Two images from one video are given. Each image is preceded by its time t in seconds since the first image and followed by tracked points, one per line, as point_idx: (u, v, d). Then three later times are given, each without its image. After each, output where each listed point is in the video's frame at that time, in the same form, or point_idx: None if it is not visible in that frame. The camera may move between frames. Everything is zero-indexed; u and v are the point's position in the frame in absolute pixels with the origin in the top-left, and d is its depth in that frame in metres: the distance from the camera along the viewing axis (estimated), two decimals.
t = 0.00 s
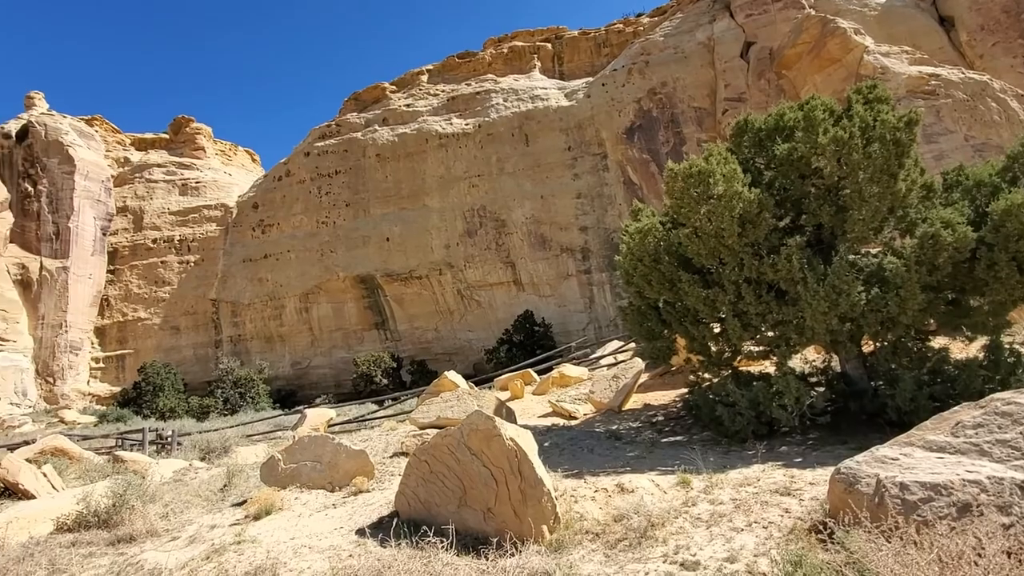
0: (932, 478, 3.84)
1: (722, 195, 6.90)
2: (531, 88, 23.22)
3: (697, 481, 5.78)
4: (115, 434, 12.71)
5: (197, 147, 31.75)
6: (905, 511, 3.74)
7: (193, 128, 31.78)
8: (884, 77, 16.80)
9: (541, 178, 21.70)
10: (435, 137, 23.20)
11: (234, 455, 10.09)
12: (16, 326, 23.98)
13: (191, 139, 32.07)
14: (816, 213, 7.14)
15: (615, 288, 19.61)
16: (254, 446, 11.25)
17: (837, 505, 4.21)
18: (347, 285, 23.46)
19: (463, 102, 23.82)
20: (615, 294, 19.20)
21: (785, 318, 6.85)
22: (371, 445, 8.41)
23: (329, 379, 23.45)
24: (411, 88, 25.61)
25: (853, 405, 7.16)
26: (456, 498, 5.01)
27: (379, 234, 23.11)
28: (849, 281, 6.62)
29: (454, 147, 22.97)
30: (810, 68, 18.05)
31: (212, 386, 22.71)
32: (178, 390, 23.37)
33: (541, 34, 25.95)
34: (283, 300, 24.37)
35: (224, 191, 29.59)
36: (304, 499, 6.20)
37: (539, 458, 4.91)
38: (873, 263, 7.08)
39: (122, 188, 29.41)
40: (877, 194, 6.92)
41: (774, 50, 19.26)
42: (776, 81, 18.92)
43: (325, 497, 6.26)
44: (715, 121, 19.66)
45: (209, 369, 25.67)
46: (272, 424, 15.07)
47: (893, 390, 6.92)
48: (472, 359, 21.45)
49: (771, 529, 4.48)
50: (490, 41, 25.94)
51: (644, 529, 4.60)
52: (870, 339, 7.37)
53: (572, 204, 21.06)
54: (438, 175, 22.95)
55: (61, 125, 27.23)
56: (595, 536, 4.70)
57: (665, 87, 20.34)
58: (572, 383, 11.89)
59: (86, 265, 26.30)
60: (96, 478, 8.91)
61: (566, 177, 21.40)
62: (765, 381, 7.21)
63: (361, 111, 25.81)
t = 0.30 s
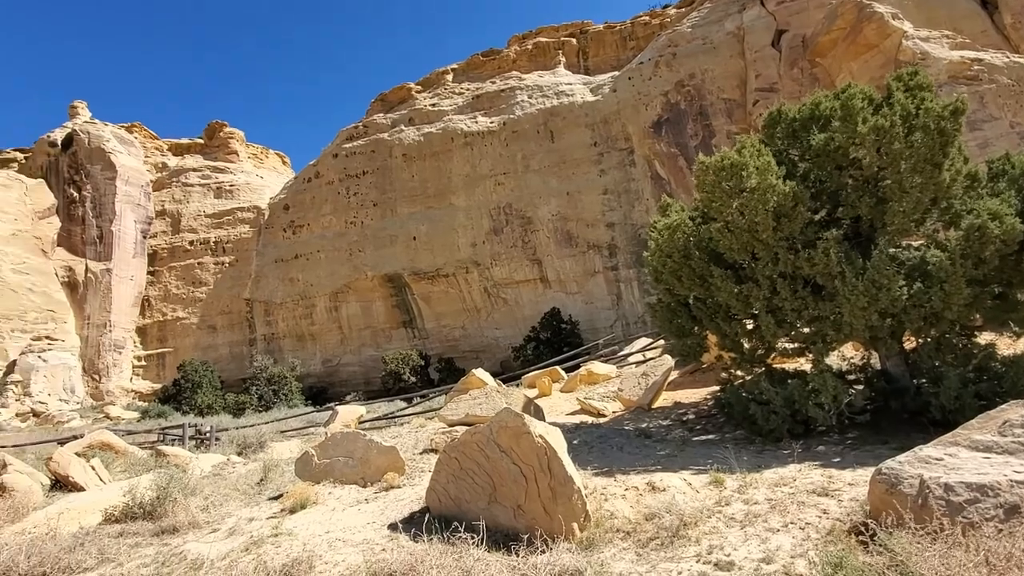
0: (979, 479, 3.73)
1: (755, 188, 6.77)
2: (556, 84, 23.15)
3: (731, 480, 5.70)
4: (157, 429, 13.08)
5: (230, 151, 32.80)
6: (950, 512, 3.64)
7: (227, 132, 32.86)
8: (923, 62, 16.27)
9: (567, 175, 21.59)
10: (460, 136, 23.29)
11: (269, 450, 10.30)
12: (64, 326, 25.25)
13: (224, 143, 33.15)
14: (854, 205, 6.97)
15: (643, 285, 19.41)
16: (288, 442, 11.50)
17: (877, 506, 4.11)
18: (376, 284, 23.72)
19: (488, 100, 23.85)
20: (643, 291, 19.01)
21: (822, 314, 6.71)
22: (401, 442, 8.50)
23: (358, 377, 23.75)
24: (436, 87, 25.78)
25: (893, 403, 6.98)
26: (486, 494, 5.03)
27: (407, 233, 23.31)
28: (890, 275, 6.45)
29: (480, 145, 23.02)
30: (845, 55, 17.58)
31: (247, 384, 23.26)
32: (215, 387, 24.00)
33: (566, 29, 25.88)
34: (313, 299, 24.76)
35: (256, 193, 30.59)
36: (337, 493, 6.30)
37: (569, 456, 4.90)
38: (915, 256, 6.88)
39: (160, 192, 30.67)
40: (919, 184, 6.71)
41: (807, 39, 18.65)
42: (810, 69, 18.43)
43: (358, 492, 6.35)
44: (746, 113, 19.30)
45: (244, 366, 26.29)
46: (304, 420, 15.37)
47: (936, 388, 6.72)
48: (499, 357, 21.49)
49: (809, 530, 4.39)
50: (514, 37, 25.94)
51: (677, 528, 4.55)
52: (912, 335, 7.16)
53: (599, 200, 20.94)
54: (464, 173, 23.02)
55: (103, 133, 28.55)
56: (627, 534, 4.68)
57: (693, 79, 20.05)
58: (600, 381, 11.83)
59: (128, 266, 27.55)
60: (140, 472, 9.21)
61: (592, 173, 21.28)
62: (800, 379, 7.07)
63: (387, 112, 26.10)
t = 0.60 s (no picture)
0: None
1: (794, 184, 6.62)
2: (586, 81, 23.01)
3: (769, 483, 5.58)
4: (199, 423, 13.46)
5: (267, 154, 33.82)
6: (1004, 520, 3.51)
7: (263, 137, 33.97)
8: (972, 50, 15.61)
9: (597, 173, 21.43)
10: (490, 136, 23.35)
11: (306, 446, 10.49)
12: (113, 324, 27.02)
13: (261, 147, 34.24)
14: (900, 201, 6.75)
15: (675, 284, 19.14)
16: (323, 438, 11.71)
17: (924, 512, 3.97)
18: (407, 283, 23.96)
19: (518, 99, 23.84)
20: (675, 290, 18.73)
21: (865, 313, 6.52)
22: (433, 440, 8.55)
23: (390, 375, 24.01)
24: (466, 88, 25.92)
25: (941, 406, 6.74)
26: (518, 493, 5.01)
27: (437, 233, 23.47)
28: (938, 273, 6.23)
29: (510, 144, 23.03)
30: (888, 45, 17.03)
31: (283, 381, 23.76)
32: (253, 384, 24.62)
33: (596, 26, 25.69)
34: (346, 299, 25.14)
35: (292, 195, 31.29)
36: (372, 489, 6.38)
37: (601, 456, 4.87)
38: (965, 254, 6.64)
39: (201, 196, 31.68)
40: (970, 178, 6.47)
41: (848, 28, 18.11)
42: (851, 60, 17.87)
43: (392, 488, 6.41)
44: (783, 107, 18.83)
45: (281, 363, 26.92)
46: (339, 417, 15.65)
47: (988, 391, 6.47)
48: (529, 356, 21.48)
49: (852, 536, 4.27)
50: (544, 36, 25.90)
51: (713, 531, 4.48)
52: (962, 335, 6.91)
53: (630, 198, 20.74)
54: (493, 173, 23.06)
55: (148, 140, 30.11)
56: (662, 536, 4.62)
57: (728, 73, 19.67)
58: (631, 381, 11.72)
59: (172, 267, 28.85)
60: (185, 464, 9.50)
61: (623, 171, 21.09)
62: (842, 381, 6.87)
63: (417, 113, 26.37)
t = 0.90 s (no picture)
0: None
1: (839, 179, 6.41)
2: (620, 76, 22.76)
3: (811, 488, 5.40)
4: (241, 416, 13.83)
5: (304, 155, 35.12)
6: None
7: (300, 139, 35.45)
8: None
9: (631, 169, 21.15)
10: (522, 133, 23.32)
11: (342, 439, 10.67)
12: (161, 320, 28.20)
13: (298, 149, 35.66)
14: (952, 195, 6.46)
15: (712, 281, 18.74)
16: (359, 432, 11.89)
17: (976, 521, 3.79)
18: (440, 281, 24.09)
19: (550, 96, 23.73)
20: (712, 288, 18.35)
21: (915, 313, 6.26)
22: (466, 436, 8.57)
23: (423, 372, 24.22)
24: (498, 86, 25.98)
25: (996, 411, 6.44)
26: (551, 491, 4.92)
27: (470, 231, 23.55)
28: (994, 271, 5.93)
29: (542, 142, 22.92)
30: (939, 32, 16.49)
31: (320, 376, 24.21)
32: (291, 378, 25.19)
33: (630, 20, 25.37)
34: (381, 296, 25.46)
35: (328, 195, 32.12)
36: (407, 483, 6.42)
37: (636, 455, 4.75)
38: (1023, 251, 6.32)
39: (242, 197, 32.72)
40: None
41: (896, 14, 17.34)
42: (900, 48, 17.15)
43: (426, 484, 6.43)
44: (826, 98, 18.22)
45: (318, 359, 27.49)
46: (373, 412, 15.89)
47: None
48: (561, 354, 21.37)
49: (899, 544, 4.09)
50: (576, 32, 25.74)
51: (752, 535, 4.35)
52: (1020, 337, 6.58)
53: (665, 194, 20.41)
54: (526, 171, 23.01)
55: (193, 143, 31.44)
56: (699, 538, 4.50)
57: (768, 64, 19.16)
58: (666, 380, 11.55)
59: (215, 266, 30.14)
60: (228, 455, 9.77)
61: (658, 167, 20.77)
62: (890, 384, 6.62)
63: (450, 113, 26.55)
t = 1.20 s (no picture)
0: None
1: (894, 169, 6.13)
2: (660, 67, 22.35)
3: (861, 492, 5.16)
4: (287, 407, 14.21)
5: (345, 155, 36.05)
6: None
7: (341, 139, 36.52)
8: None
9: (672, 162, 20.73)
10: (559, 128, 23.15)
11: (382, 432, 10.80)
12: (213, 314, 29.71)
13: (339, 149, 36.65)
14: (1019, 183, 6.06)
15: (756, 277, 18.17)
16: (398, 425, 12.04)
17: None
18: (477, 277, 24.12)
19: (588, 89, 23.50)
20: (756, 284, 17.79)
21: (976, 310, 5.91)
22: (503, 432, 8.53)
23: (461, 367, 24.34)
24: (535, 81, 25.90)
25: None
26: (589, 488, 4.74)
27: (507, 226, 23.53)
28: None
29: (580, 136, 22.67)
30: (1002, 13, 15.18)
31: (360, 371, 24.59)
32: (334, 372, 25.69)
33: (670, 9, 24.89)
34: (419, 292, 25.70)
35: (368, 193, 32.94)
36: (445, 477, 6.43)
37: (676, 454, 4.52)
38: None
39: (287, 196, 33.87)
40: None
41: None
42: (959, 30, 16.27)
43: (463, 477, 6.41)
44: (879, 84, 17.42)
45: (359, 354, 27.99)
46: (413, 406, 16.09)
47: None
48: (599, 351, 21.10)
49: (956, 552, 3.85)
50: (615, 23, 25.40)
51: (797, 539, 4.15)
52: None
53: (707, 187, 19.91)
54: (563, 166, 22.83)
55: (241, 145, 32.91)
56: (740, 539, 4.31)
57: (817, 50, 18.48)
58: (707, 378, 11.30)
59: (263, 263, 31.31)
60: (275, 445, 10.04)
61: (699, 159, 20.30)
62: (949, 385, 6.29)
63: (487, 109, 26.61)
